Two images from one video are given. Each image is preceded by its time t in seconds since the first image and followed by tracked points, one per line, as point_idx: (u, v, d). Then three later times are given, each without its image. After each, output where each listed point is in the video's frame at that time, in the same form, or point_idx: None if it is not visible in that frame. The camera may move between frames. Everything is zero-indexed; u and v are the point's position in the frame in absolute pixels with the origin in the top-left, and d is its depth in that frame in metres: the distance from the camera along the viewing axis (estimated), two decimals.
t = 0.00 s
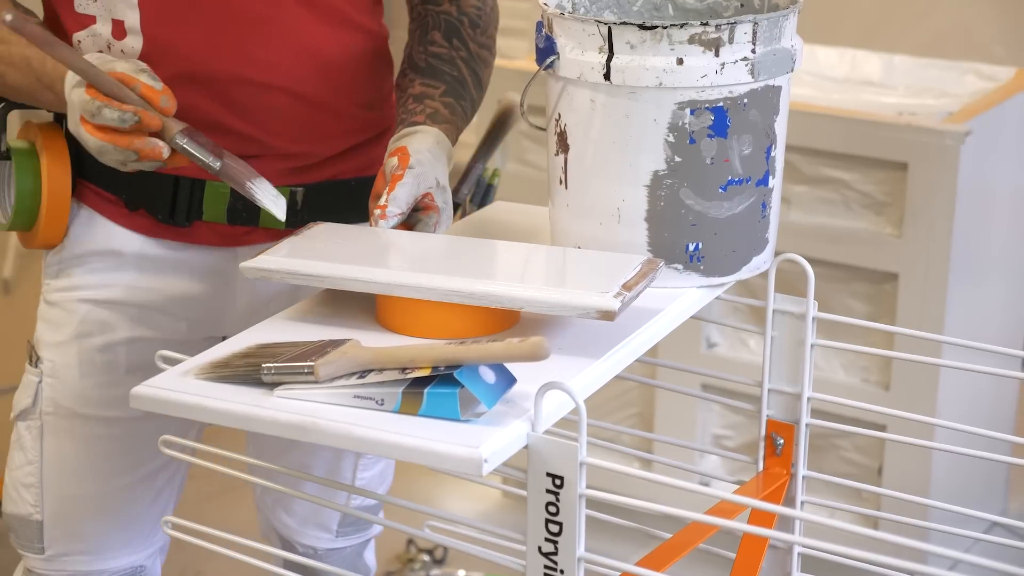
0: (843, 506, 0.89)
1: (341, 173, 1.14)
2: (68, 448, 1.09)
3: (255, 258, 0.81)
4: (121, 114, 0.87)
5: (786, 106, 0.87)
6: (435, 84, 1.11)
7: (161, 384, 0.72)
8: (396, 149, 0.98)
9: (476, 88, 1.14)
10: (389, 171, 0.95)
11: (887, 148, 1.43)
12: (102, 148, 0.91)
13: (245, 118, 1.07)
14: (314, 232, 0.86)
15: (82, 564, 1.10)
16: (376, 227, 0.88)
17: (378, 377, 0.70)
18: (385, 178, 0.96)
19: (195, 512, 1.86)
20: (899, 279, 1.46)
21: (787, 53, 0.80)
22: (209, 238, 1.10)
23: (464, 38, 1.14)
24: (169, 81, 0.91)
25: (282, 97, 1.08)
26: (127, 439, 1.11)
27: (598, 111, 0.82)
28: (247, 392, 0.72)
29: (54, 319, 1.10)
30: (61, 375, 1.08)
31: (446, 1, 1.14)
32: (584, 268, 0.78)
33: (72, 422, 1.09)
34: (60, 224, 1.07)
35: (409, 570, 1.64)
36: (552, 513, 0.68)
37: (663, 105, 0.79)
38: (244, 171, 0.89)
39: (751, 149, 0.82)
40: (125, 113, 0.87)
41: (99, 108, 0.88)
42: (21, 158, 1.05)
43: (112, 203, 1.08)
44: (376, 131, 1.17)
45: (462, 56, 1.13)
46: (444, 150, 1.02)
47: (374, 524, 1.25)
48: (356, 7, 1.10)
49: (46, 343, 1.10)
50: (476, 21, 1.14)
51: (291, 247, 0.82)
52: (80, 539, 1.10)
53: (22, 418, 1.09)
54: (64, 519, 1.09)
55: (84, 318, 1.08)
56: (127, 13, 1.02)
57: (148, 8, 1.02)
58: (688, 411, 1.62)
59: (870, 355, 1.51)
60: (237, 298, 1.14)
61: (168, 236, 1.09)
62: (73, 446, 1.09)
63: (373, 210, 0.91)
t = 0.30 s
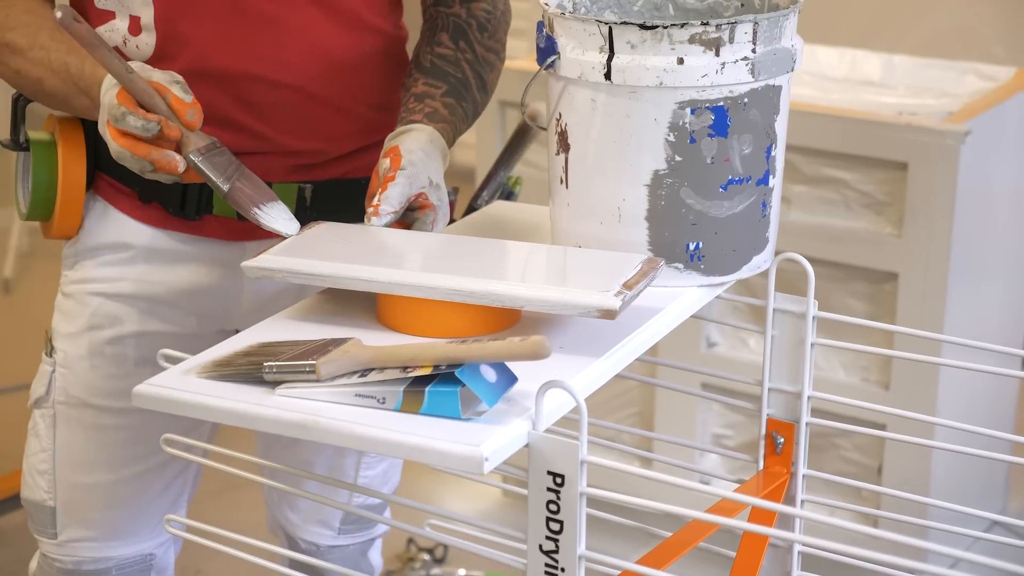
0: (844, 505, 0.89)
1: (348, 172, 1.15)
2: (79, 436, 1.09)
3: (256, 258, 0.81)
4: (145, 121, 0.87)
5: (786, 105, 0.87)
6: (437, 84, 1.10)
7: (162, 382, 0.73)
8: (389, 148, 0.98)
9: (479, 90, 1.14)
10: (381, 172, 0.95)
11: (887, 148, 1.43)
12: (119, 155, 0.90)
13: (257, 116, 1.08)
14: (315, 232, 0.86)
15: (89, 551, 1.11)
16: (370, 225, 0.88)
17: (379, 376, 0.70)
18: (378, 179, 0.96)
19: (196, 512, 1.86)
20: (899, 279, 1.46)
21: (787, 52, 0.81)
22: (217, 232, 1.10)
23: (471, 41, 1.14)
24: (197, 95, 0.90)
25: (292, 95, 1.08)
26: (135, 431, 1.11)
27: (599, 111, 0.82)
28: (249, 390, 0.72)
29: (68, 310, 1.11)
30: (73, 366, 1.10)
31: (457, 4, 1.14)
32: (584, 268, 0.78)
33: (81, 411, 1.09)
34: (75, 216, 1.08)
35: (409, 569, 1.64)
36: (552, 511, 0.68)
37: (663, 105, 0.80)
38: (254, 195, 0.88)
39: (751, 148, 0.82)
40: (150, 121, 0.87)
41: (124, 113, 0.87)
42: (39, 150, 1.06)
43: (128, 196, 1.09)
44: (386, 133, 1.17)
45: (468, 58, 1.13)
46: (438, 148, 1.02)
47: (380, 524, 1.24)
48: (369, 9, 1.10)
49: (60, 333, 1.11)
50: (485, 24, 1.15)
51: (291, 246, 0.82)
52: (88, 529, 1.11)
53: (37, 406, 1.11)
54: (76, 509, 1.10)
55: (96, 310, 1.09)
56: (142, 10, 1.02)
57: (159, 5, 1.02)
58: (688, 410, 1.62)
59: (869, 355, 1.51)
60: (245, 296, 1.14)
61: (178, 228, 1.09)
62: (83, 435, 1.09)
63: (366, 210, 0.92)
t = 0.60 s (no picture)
0: (844, 504, 0.89)
1: (352, 170, 1.15)
2: (84, 430, 1.10)
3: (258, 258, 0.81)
4: (151, 96, 0.86)
5: (786, 106, 0.87)
6: (435, 82, 1.10)
7: (165, 381, 0.73)
8: (387, 147, 0.97)
9: (477, 89, 1.14)
10: (380, 171, 0.96)
11: (887, 148, 1.43)
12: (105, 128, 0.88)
13: (262, 114, 1.08)
14: (317, 232, 0.87)
15: (93, 545, 1.11)
16: (370, 225, 0.88)
17: (382, 375, 0.70)
18: (378, 178, 0.96)
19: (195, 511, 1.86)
20: (899, 279, 1.47)
21: (788, 53, 0.81)
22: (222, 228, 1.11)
23: (470, 40, 1.14)
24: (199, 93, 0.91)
25: (297, 92, 1.08)
26: (138, 426, 1.11)
27: (600, 111, 0.82)
28: (251, 390, 0.72)
29: (75, 305, 1.12)
30: (79, 361, 1.10)
31: (457, 4, 1.14)
32: (585, 267, 0.78)
33: (86, 405, 1.10)
34: (81, 212, 1.08)
35: (409, 569, 1.64)
36: (554, 510, 0.69)
37: (664, 105, 0.80)
38: (222, 196, 0.87)
39: (752, 149, 0.82)
40: (156, 97, 0.86)
41: (133, 86, 0.87)
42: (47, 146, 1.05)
43: (134, 192, 1.09)
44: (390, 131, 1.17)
45: (467, 57, 1.13)
46: (436, 145, 1.02)
47: (381, 523, 1.24)
48: (374, 7, 1.10)
49: (67, 328, 1.11)
50: (484, 24, 1.15)
51: (293, 246, 0.83)
52: (91, 523, 1.11)
53: (43, 399, 1.12)
54: (78, 501, 1.10)
55: (103, 305, 1.10)
56: (145, 8, 1.03)
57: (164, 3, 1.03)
58: (689, 410, 1.62)
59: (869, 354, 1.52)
60: (250, 292, 1.14)
61: (184, 225, 1.10)
62: (86, 429, 1.10)
63: (367, 211, 0.92)
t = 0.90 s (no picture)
0: (845, 504, 0.89)
1: (358, 168, 1.15)
2: (88, 428, 1.10)
3: (260, 257, 0.81)
4: (231, 74, 0.87)
5: (787, 106, 0.87)
6: (439, 81, 1.10)
7: (166, 381, 0.73)
8: (390, 146, 0.97)
9: (480, 89, 1.14)
10: (383, 170, 0.96)
11: (888, 148, 1.43)
12: (176, 96, 0.87)
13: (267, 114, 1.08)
14: (318, 231, 0.87)
15: (97, 543, 1.11)
16: (372, 225, 0.88)
17: (383, 375, 0.70)
18: (380, 177, 0.96)
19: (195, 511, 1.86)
20: (900, 279, 1.47)
21: (789, 53, 0.81)
22: (228, 227, 1.11)
23: (472, 40, 1.14)
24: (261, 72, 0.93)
25: (302, 92, 1.08)
26: (143, 425, 1.11)
27: (601, 111, 0.82)
28: (253, 390, 0.72)
29: (80, 304, 1.12)
30: (83, 359, 1.10)
31: (459, 5, 1.14)
32: (586, 268, 0.78)
33: (90, 404, 1.10)
34: (87, 209, 1.08)
35: (409, 568, 1.64)
36: (555, 510, 0.69)
37: (665, 105, 0.80)
38: (294, 170, 0.90)
39: (753, 149, 0.82)
40: (236, 76, 0.87)
41: (213, 62, 0.88)
42: (52, 145, 1.07)
43: (140, 191, 1.10)
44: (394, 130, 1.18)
45: (470, 57, 1.13)
46: (439, 143, 1.02)
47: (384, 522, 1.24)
48: (378, 8, 1.10)
49: (71, 327, 1.11)
50: (486, 24, 1.15)
51: (294, 246, 0.83)
52: (95, 521, 1.11)
53: (48, 398, 1.12)
54: (82, 499, 1.10)
55: (108, 304, 1.10)
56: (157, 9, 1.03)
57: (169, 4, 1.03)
58: (689, 410, 1.62)
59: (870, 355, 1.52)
60: (253, 291, 1.14)
61: (190, 224, 1.10)
62: (92, 427, 1.10)
63: (370, 211, 0.92)
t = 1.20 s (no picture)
0: (845, 504, 0.89)
1: (361, 168, 1.15)
2: (92, 427, 1.10)
3: (259, 257, 0.81)
4: (232, 70, 0.87)
5: (786, 106, 0.87)
6: (439, 82, 1.10)
7: (165, 381, 0.73)
8: (390, 146, 0.97)
9: (482, 90, 1.14)
10: (382, 170, 0.95)
11: (889, 148, 1.43)
12: (175, 91, 0.86)
13: (272, 114, 1.08)
14: (318, 231, 0.87)
15: (101, 542, 1.11)
16: (370, 225, 0.88)
17: (383, 375, 0.70)
18: (379, 177, 0.96)
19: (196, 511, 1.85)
20: (900, 279, 1.46)
21: (788, 53, 0.81)
22: (234, 226, 1.11)
23: (473, 41, 1.14)
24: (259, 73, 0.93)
25: (307, 92, 1.08)
26: (147, 424, 1.11)
27: (601, 111, 0.82)
28: (252, 390, 0.72)
29: (85, 302, 1.12)
30: (88, 358, 1.10)
31: (459, 5, 1.14)
32: (585, 268, 0.78)
33: (95, 402, 1.10)
34: (92, 210, 1.08)
35: (409, 568, 1.64)
36: (555, 510, 0.69)
37: (665, 105, 0.80)
38: (289, 168, 0.90)
39: (753, 148, 0.82)
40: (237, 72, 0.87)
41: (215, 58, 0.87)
42: (58, 146, 1.06)
43: (145, 191, 1.10)
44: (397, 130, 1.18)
45: (471, 58, 1.13)
46: (440, 144, 1.02)
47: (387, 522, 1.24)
48: (382, 7, 1.10)
49: (76, 325, 1.11)
50: (487, 26, 1.15)
51: (293, 246, 0.82)
52: (99, 520, 1.11)
53: (53, 396, 1.11)
54: (86, 498, 1.10)
55: (113, 302, 1.10)
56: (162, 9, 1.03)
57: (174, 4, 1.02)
58: (689, 410, 1.62)
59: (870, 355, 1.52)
60: (260, 292, 1.15)
61: (195, 223, 1.10)
62: (96, 426, 1.10)
63: (369, 211, 0.92)
